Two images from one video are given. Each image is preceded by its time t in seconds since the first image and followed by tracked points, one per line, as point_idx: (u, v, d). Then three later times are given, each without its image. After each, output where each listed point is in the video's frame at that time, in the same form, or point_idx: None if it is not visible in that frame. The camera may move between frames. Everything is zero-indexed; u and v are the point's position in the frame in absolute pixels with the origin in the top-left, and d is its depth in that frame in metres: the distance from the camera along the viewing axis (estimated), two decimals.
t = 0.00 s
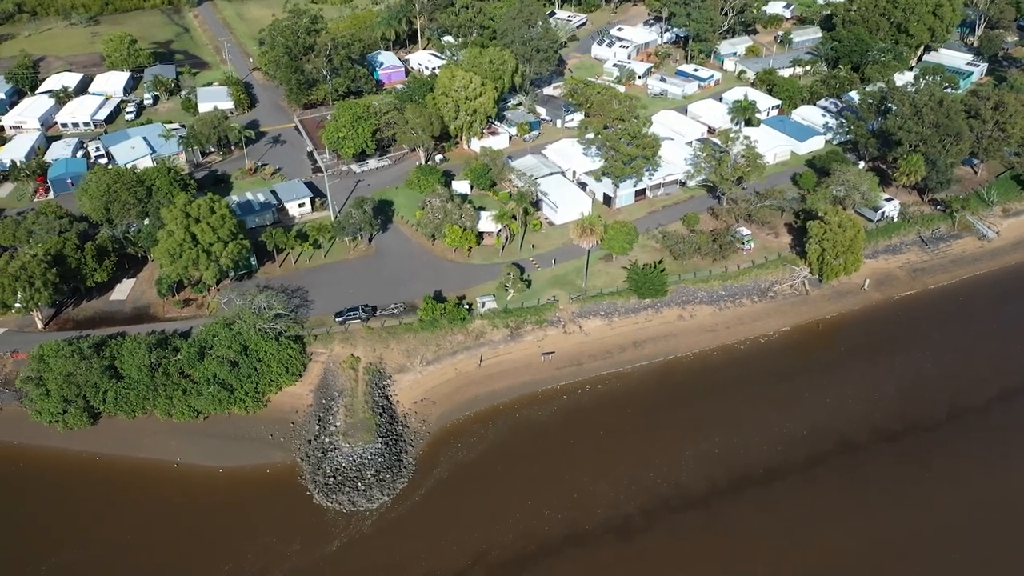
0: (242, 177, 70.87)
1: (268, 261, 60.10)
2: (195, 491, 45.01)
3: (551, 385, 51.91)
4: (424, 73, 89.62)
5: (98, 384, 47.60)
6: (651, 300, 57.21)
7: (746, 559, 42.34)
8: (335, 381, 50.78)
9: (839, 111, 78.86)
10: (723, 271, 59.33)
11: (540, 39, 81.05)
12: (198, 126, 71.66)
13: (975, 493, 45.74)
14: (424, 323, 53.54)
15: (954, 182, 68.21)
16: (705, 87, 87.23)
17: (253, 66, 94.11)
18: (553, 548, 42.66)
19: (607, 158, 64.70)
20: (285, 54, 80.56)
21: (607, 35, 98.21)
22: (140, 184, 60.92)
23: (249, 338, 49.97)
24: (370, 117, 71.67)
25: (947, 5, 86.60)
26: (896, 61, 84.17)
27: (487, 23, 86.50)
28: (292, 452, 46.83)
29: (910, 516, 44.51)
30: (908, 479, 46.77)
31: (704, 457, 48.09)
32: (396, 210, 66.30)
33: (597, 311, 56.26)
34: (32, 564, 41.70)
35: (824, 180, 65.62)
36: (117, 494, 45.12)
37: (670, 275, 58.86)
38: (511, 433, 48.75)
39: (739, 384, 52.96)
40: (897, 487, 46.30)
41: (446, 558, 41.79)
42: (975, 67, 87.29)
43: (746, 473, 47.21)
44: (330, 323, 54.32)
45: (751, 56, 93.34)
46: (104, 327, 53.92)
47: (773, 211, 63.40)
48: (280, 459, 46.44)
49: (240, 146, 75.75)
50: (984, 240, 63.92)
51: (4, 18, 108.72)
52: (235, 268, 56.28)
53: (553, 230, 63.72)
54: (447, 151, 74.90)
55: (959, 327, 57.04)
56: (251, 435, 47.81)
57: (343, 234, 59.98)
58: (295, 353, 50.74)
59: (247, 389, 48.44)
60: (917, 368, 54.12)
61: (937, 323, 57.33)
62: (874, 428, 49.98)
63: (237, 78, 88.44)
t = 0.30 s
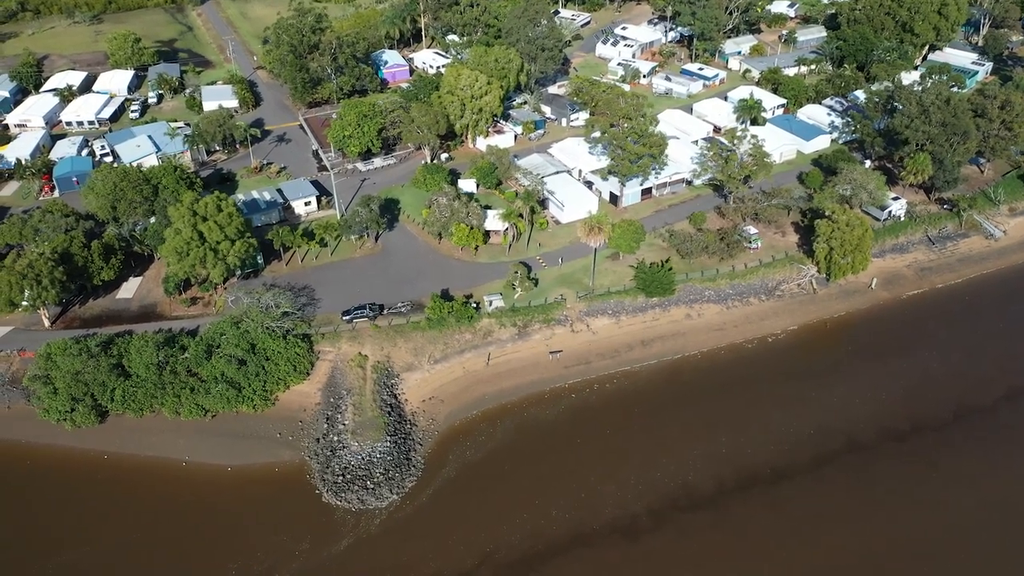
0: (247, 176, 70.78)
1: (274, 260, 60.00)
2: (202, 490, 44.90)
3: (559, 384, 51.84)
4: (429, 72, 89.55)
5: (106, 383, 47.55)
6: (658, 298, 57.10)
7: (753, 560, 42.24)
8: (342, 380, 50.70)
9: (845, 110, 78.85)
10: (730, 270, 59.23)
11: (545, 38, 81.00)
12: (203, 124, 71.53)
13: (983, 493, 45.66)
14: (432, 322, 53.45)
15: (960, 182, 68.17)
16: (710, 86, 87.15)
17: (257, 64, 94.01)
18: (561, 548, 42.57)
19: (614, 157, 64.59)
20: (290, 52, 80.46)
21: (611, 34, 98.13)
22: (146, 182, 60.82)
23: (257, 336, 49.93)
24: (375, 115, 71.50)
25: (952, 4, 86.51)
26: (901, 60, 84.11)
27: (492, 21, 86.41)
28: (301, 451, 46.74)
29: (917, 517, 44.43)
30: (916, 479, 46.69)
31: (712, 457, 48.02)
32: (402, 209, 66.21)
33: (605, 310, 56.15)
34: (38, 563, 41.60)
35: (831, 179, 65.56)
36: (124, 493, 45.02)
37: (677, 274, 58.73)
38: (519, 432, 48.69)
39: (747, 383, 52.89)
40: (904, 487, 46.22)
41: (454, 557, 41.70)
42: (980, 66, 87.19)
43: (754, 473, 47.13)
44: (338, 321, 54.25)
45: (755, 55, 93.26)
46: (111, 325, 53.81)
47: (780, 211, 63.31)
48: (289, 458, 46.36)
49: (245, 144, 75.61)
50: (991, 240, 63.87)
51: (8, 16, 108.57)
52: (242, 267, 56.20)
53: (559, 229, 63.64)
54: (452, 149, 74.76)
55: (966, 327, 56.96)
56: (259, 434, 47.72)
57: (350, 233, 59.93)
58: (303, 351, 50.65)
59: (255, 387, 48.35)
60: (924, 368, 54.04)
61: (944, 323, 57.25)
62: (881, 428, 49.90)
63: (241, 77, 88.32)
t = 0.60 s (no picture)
0: (253, 174, 70.67)
1: (281, 259, 59.93)
2: (211, 489, 44.84)
3: (568, 383, 51.75)
4: (434, 71, 89.43)
5: (115, 381, 47.50)
6: (666, 297, 57.02)
7: (762, 560, 42.18)
8: (351, 378, 50.60)
9: (851, 109, 78.84)
10: (738, 269, 59.13)
11: (551, 36, 80.88)
12: (209, 122, 71.42)
13: (991, 493, 45.58)
14: (440, 320, 53.40)
15: (968, 181, 68.09)
16: (716, 84, 87.05)
17: (262, 63, 93.92)
18: (569, 548, 42.52)
19: (621, 156, 64.41)
20: (295, 50, 80.36)
21: (616, 33, 98.04)
22: (153, 181, 60.71)
23: (265, 335, 49.89)
24: (381, 114, 71.35)
25: (958, 3, 86.43)
26: (907, 59, 84.06)
27: (497, 20, 86.33)
28: (310, 450, 46.66)
29: (926, 516, 44.35)
30: (924, 478, 46.61)
31: (720, 456, 47.95)
32: (409, 207, 66.10)
33: (613, 309, 56.09)
34: (46, 561, 41.56)
35: (838, 178, 65.49)
36: (132, 491, 44.95)
37: (685, 272, 58.65)
38: (528, 431, 48.62)
39: (755, 382, 52.82)
40: (912, 487, 46.14)
41: (462, 557, 41.65)
42: (986, 65, 87.12)
43: (762, 472, 47.06)
44: (346, 320, 54.16)
45: (761, 53, 93.12)
46: (118, 324, 53.75)
47: (788, 209, 63.20)
48: (298, 456, 46.28)
49: (251, 143, 75.51)
50: (999, 239, 63.78)
51: (11, 14, 108.46)
52: (250, 265, 56.12)
53: (566, 228, 63.52)
54: (458, 148, 74.60)
55: (974, 326, 56.85)
56: (268, 432, 47.64)
57: (357, 231, 59.84)
58: (312, 350, 50.62)
59: (264, 385, 48.29)
60: (932, 367, 53.95)
61: (952, 322, 57.16)
62: (890, 428, 49.81)
63: (246, 75, 88.20)
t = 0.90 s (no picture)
0: (260, 172, 70.56)
1: (290, 257, 59.84)
2: (221, 487, 44.77)
3: (577, 382, 51.65)
4: (440, 69, 89.35)
5: (124, 379, 47.44)
6: (675, 296, 56.92)
7: (771, 560, 42.10)
8: (361, 376, 50.52)
9: (858, 107, 78.70)
10: (747, 267, 59.01)
11: (557, 34, 80.69)
12: (215, 120, 71.23)
13: (1001, 492, 45.48)
14: (449, 318, 53.34)
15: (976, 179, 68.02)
16: (722, 83, 86.85)
17: (267, 61, 93.82)
18: (578, 548, 42.44)
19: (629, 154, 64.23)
20: (301, 48, 80.27)
21: (621, 31, 97.97)
22: (160, 179, 60.62)
23: (274, 333, 49.88)
24: (388, 112, 71.18)
25: (965, 2, 86.30)
26: (913, 58, 84.02)
27: (504, 18, 86.14)
28: (321, 448, 46.58)
29: (936, 516, 44.26)
30: (934, 478, 46.51)
31: (729, 456, 47.87)
32: (416, 206, 66.03)
33: (622, 307, 55.99)
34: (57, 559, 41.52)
35: (846, 176, 65.42)
36: (141, 489, 44.87)
37: (694, 271, 58.54)
38: (538, 430, 48.54)
39: (764, 381, 52.73)
40: (922, 487, 46.04)
41: (472, 556, 41.57)
42: (992, 64, 87.03)
43: (771, 472, 46.97)
44: (355, 318, 54.08)
45: (767, 52, 92.91)
46: (127, 322, 53.66)
47: (796, 208, 63.08)
48: (309, 455, 46.20)
49: (257, 141, 75.41)
50: (1007, 237, 63.66)
51: (16, 12, 108.30)
52: (259, 263, 56.03)
53: (574, 226, 63.40)
54: (465, 146, 74.46)
55: (983, 325, 56.73)
56: (278, 430, 47.56)
57: (365, 229, 59.75)
58: (321, 348, 50.55)
59: (274, 383, 48.19)
60: (942, 366, 53.86)
61: (961, 321, 57.05)
62: (899, 427, 49.73)
63: (251, 74, 88.07)
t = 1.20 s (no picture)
0: (268, 171, 70.45)
1: (298, 255, 59.74)
2: (231, 486, 44.67)
3: (588, 380, 51.59)
4: (445, 67, 89.31)
5: (135, 377, 47.34)
6: (685, 295, 56.86)
7: (782, 560, 42.02)
8: (371, 375, 50.46)
9: (865, 106, 78.45)
10: (757, 266, 58.92)
11: (564, 33, 80.55)
12: (223, 119, 71.14)
13: (1013, 492, 45.39)
14: (459, 317, 53.35)
15: (985, 178, 67.94)
16: (728, 82, 86.70)
17: (273, 59, 93.78)
18: (589, 547, 42.35)
19: (638, 153, 64.14)
20: (308, 47, 79.69)
21: (626, 30, 97.88)
22: (169, 177, 60.52)
23: (285, 331, 49.85)
24: (396, 110, 71.06)
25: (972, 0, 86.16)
26: (921, 57, 83.93)
27: (510, 16, 85.67)
28: (332, 446, 46.51)
29: (947, 516, 44.17)
30: (945, 478, 46.41)
31: (740, 455, 47.79)
32: (424, 204, 65.94)
33: (632, 306, 55.92)
34: (59, 559, 41.34)
35: (855, 175, 65.32)
36: (148, 488, 44.76)
37: (703, 270, 58.46)
38: (549, 429, 48.48)
39: (774, 381, 52.65)
40: (933, 486, 45.96)
41: (483, 555, 41.49)
42: (999, 63, 86.88)
43: (781, 472, 46.88)
44: (364, 316, 54.03)
45: (773, 51, 92.80)
46: (136, 320, 53.57)
47: (805, 206, 62.97)
48: (320, 453, 46.15)
49: (264, 140, 75.38)
50: (1017, 236, 63.54)
51: (20, 10, 108.18)
52: (268, 262, 55.93)
53: (583, 225, 63.34)
54: (473, 145, 74.39)
55: (994, 324, 56.60)
56: (289, 429, 47.48)
57: (374, 228, 59.71)
58: (331, 346, 50.46)
59: (285, 382, 48.10)
60: (952, 365, 53.76)
61: (972, 320, 56.94)
62: (910, 427, 49.64)
63: (257, 72, 88.00)
